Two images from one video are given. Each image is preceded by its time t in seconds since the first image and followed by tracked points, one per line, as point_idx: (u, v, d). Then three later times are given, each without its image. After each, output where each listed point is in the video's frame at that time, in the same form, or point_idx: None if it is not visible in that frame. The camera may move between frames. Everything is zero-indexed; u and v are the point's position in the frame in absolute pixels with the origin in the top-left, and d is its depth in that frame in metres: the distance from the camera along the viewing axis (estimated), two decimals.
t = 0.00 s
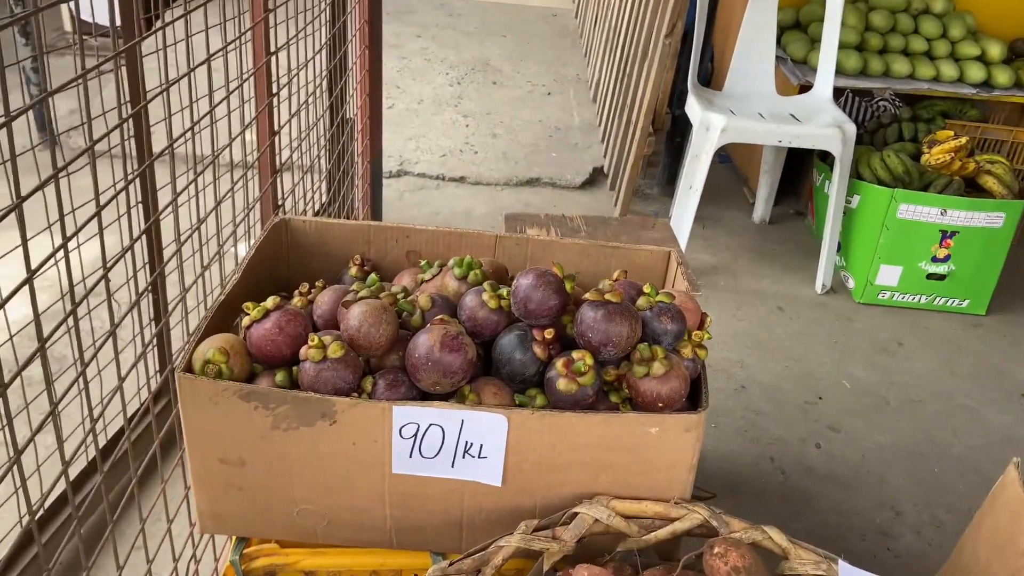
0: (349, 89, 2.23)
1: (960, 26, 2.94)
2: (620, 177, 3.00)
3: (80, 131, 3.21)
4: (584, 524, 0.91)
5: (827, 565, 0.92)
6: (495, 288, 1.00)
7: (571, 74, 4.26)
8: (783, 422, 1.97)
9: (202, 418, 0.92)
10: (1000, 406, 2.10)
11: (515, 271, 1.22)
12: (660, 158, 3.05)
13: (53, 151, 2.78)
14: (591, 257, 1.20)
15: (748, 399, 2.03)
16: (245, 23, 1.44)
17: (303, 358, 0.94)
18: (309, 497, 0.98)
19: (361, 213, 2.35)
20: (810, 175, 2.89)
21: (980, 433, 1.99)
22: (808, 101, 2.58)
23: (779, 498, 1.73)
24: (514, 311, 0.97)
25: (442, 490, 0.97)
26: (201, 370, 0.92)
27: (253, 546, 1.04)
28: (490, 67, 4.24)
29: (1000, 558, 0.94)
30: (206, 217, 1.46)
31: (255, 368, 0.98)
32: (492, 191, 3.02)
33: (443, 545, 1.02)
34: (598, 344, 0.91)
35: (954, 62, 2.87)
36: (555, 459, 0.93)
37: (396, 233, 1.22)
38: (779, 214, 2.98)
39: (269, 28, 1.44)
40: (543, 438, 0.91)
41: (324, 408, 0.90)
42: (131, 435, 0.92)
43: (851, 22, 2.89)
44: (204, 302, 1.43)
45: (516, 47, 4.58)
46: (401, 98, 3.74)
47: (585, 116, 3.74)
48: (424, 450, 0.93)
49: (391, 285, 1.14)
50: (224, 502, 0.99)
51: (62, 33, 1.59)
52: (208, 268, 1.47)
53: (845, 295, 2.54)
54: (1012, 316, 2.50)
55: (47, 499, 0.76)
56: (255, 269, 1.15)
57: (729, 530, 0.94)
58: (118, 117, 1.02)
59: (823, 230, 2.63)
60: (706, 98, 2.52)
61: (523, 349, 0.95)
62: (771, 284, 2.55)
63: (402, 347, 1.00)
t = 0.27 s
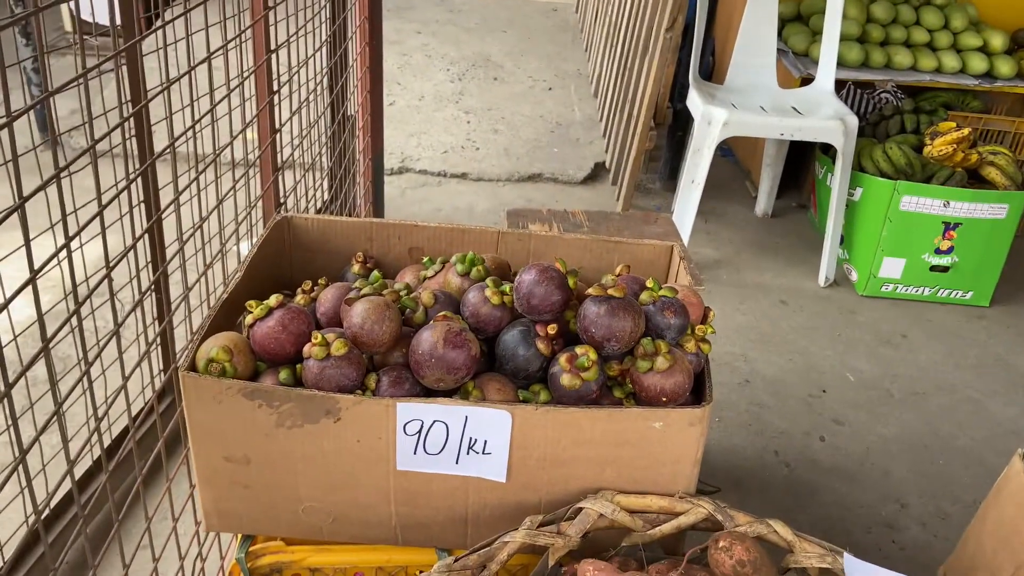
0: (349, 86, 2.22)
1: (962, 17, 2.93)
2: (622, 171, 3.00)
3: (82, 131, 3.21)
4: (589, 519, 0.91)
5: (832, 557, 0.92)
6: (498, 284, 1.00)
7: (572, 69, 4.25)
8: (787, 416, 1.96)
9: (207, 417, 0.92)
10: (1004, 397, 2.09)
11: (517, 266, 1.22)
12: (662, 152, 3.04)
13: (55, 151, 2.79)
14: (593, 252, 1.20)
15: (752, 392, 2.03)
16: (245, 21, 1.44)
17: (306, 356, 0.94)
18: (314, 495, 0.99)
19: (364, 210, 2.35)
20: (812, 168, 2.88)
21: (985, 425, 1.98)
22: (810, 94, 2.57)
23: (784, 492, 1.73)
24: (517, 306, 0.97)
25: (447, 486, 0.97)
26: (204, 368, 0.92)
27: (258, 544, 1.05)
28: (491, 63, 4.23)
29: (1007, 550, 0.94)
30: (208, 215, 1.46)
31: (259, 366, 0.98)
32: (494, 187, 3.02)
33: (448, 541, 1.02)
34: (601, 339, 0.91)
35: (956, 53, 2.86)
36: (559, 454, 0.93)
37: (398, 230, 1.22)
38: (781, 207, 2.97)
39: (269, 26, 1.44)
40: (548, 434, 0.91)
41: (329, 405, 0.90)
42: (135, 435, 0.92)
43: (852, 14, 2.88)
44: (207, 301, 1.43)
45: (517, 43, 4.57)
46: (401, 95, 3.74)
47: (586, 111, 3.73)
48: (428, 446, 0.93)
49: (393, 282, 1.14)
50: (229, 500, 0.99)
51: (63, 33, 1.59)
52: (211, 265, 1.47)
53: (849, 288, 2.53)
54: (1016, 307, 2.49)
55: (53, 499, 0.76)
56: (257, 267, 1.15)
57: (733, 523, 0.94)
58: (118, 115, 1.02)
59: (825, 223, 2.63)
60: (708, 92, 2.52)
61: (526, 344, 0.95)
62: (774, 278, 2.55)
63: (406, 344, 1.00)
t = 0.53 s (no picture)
0: (349, 85, 2.23)
1: (962, 11, 2.93)
2: (623, 168, 3.00)
3: (83, 131, 3.21)
4: (592, 513, 0.92)
5: (835, 549, 0.91)
6: (499, 280, 1.00)
7: (572, 67, 4.25)
8: (790, 410, 1.97)
9: (211, 413, 0.93)
10: (1006, 390, 2.09)
11: (519, 263, 1.23)
12: (662, 149, 3.04)
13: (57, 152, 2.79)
14: (595, 248, 1.21)
15: (754, 387, 2.04)
16: (246, 20, 1.44)
17: (309, 352, 0.94)
18: (318, 490, 0.99)
19: (365, 208, 2.36)
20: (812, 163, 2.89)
21: (987, 419, 1.99)
22: (810, 89, 2.57)
23: (786, 487, 1.74)
24: (519, 302, 0.98)
25: (450, 481, 0.97)
26: (208, 365, 0.93)
27: (263, 540, 1.05)
28: (491, 61, 4.23)
29: (1009, 541, 0.94)
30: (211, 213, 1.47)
31: (262, 362, 0.98)
32: (495, 184, 3.02)
33: (452, 536, 1.02)
34: (603, 334, 0.92)
35: (956, 48, 2.86)
36: (561, 448, 0.94)
37: (400, 227, 1.22)
38: (782, 202, 2.97)
39: (270, 25, 1.44)
40: (551, 428, 0.92)
41: (332, 401, 0.91)
42: (140, 432, 0.92)
43: (852, 9, 2.88)
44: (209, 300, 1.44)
45: (516, 41, 4.57)
46: (402, 93, 3.74)
47: (586, 108, 3.74)
48: (431, 440, 0.94)
49: (395, 279, 1.15)
50: (233, 496, 1.00)
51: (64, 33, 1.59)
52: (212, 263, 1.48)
53: (850, 283, 2.53)
54: (1018, 301, 2.49)
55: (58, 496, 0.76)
56: (260, 265, 1.15)
57: (736, 516, 0.94)
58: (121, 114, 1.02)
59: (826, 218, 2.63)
60: (708, 88, 2.52)
61: (528, 339, 0.95)
62: (776, 273, 2.55)
63: (408, 340, 1.00)
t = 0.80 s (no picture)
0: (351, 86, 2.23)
1: (963, 9, 2.94)
2: (625, 168, 3.00)
3: (85, 134, 3.22)
4: (599, 510, 0.92)
5: (842, 545, 0.91)
6: (505, 278, 1.00)
7: (572, 67, 4.25)
8: (794, 408, 1.97)
9: (218, 413, 0.93)
10: (1010, 387, 2.09)
11: (523, 261, 1.23)
12: (664, 148, 3.05)
13: (60, 155, 2.80)
14: (599, 246, 1.21)
15: (758, 385, 2.04)
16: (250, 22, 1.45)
17: (316, 352, 0.95)
18: (325, 489, 0.99)
19: (367, 209, 2.36)
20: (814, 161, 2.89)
21: (991, 415, 1.99)
22: (811, 87, 2.57)
23: (791, 484, 1.74)
24: (525, 299, 0.98)
25: (457, 479, 0.98)
26: (215, 364, 0.93)
27: (271, 540, 1.05)
28: (492, 61, 4.24)
29: (1015, 534, 0.94)
30: (215, 214, 1.47)
31: (269, 362, 0.99)
32: (497, 185, 3.02)
33: (459, 535, 1.02)
34: (608, 331, 0.92)
35: (957, 45, 2.86)
36: (567, 446, 0.94)
37: (405, 227, 1.23)
38: (784, 201, 2.97)
39: (273, 27, 1.44)
40: (557, 425, 0.92)
41: (339, 400, 0.91)
42: (148, 431, 0.92)
43: (853, 7, 2.88)
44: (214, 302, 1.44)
45: (517, 41, 4.58)
46: (403, 94, 3.74)
47: (587, 108, 3.74)
48: (438, 438, 0.94)
49: (400, 278, 1.15)
50: (241, 496, 1.00)
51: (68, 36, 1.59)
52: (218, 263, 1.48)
53: (853, 280, 2.54)
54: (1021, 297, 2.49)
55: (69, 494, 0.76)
56: (265, 266, 1.15)
57: (743, 513, 0.94)
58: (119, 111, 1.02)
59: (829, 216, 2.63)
60: (709, 87, 2.52)
61: (534, 337, 0.95)
62: (778, 271, 2.55)
63: (414, 338, 1.00)
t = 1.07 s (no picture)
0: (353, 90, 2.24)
1: (962, 10, 2.95)
2: (626, 170, 3.01)
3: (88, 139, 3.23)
4: (605, 508, 0.93)
5: (847, 542, 0.92)
6: (510, 278, 1.01)
7: (572, 70, 4.27)
8: (796, 408, 1.97)
9: (227, 413, 0.94)
10: (1011, 386, 2.10)
11: (527, 263, 1.24)
12: (664, 150, 3.06)
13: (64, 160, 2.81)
14: (602, 247, 1.22)
15: (760, 386, 2.04)
16: (255, 26, 1.46)
17: (323, 352, 0.95)
18: (333, 489, 1.00)
19: (369, 212, 2.37)
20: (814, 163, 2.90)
21: (993, 415, 1.99)
22: (812, 89, 2.58)
23: (794, 484, 1.74)
24: (530, 299, 0.99)
25: (463, 478, 0.98)
26: (224, 365, 0.94)
27: (279, 539, 1.07)
28: (492, 65, 4.25)
29: (1018, 531, 0.94)
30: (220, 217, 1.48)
31: (276, 362, 0.99)
32: (498, 187, 3.03)
33: (465, 534, 1.03)
34: (613, 330, 0.93)
35: (956, 47, 2.88)
36: (573, 445, 0.95)
37: (409, 229, 1.24)
38: (785, 202, 2.98)
39: (278, 31, 1.45)
40: (563, 424, 0.92)
41: (347, 400, 0.92)
42: (158, 431, 0.93)
43: (852, 9, 2.89)
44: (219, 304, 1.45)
45: (517, 45, 4.59)
46: (404, 98, 3.75)
47: (587, 110, 3.75)
48: (444, 438, 0.95)
49: (406, 279, 1.16)
50: (249, 496, 1.01)
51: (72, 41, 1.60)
52: (222, 266, 1.49)
53: (854, 281, 2.54)
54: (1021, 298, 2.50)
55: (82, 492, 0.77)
56: (271, 268, 1.16)
57: (748, 510, 0.95)
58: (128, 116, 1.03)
59: (829, 217, 2.64)
60: (710, 88, 2.53)
61: (539, 336, 0.96)
62: (780, 272, 2.56)
63: (420, 338, 1.01)
